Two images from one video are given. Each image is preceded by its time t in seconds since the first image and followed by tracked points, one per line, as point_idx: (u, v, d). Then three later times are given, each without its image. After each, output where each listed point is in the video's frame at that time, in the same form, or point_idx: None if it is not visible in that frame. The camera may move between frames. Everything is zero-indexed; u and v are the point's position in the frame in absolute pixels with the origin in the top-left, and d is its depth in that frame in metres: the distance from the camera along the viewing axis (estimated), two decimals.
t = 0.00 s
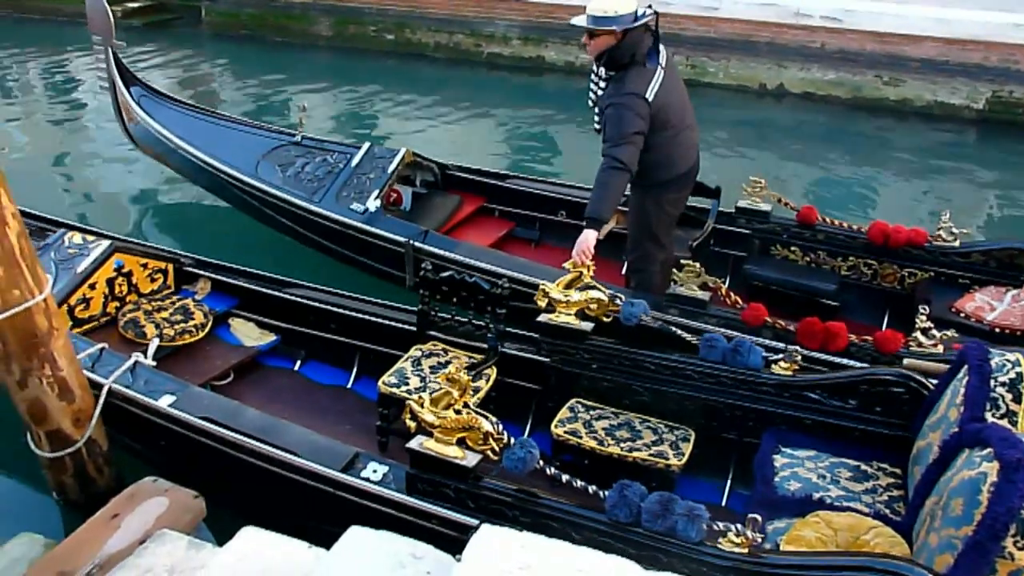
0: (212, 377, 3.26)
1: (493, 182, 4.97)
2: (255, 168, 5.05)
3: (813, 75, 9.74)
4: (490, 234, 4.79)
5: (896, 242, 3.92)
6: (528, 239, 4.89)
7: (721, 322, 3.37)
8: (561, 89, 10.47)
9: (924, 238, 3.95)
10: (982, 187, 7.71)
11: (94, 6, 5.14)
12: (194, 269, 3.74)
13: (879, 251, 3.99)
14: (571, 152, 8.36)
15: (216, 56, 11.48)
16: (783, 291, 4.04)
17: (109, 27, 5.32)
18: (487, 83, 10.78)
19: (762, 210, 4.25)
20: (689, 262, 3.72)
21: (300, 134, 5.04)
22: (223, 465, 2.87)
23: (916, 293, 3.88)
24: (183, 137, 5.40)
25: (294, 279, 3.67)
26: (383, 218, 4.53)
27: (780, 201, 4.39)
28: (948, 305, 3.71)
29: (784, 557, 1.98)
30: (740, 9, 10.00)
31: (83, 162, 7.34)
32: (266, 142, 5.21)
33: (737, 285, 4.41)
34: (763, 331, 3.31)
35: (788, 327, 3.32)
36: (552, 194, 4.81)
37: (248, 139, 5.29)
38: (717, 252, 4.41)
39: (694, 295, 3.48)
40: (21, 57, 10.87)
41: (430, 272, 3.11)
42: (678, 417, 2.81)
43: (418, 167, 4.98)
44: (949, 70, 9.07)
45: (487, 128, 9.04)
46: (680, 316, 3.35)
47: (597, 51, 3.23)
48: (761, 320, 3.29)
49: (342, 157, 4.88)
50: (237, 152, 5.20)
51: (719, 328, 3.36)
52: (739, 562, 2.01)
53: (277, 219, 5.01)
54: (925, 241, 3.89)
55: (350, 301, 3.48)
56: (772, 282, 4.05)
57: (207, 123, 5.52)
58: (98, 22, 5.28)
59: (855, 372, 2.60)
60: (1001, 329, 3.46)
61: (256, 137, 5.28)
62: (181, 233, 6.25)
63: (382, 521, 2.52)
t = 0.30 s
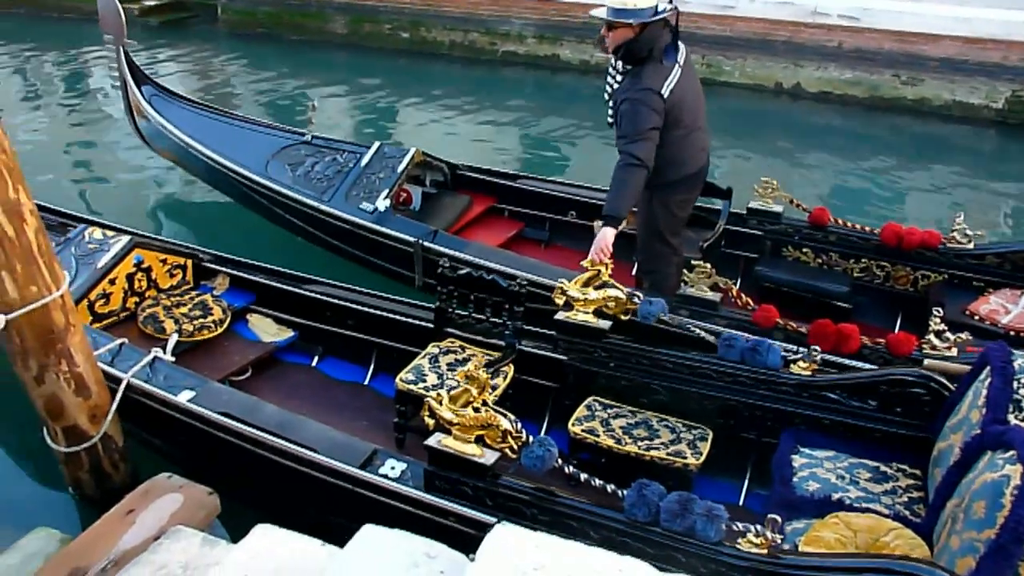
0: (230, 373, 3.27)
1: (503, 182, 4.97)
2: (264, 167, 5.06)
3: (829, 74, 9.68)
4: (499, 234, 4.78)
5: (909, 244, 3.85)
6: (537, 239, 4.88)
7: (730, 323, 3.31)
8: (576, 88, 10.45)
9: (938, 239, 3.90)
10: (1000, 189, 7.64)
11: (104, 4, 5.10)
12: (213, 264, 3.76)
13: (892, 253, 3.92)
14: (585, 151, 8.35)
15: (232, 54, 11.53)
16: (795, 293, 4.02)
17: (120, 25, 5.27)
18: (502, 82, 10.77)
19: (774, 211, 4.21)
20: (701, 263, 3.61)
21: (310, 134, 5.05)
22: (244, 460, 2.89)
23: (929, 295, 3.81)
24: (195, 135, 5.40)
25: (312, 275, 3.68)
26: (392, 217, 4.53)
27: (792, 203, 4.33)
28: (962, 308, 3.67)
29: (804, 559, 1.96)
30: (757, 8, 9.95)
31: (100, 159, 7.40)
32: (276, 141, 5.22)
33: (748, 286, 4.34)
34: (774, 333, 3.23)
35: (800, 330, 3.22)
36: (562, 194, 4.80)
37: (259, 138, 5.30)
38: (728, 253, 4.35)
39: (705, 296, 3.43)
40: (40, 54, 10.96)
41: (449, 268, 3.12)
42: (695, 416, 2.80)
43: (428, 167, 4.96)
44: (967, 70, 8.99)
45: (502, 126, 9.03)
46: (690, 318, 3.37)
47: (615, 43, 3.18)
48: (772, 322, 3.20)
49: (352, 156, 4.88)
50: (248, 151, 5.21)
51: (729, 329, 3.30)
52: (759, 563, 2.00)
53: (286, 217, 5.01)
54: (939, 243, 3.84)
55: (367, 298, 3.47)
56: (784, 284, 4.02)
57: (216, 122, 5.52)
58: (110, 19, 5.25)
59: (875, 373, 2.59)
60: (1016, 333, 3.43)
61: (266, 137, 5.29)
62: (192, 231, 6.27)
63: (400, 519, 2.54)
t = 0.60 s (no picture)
0: (247, 379, 3.28)
1: (513, 193, 4.97)
2: (275, 175, 5.07)
3: (847, 86, 9.64)
4: (510, 244, 4.78)
5: (923, 259, 3.79)
6: (547, 250, 4.88)
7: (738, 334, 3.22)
8: (592, 98, 10.44)
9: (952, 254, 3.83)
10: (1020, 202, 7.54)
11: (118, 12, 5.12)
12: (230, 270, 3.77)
13: (906, 268, 3.85)
14: (600, 160, 8.34)
15: (251, 61, 11.61)
16: (808, 308, 3.98)
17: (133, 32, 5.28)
18: (518, 90, 10.78)
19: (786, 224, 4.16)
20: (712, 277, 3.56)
21: (321, 143, 5.07)
22: (260, 466, 2.90)
23: (943, 311, 3.74)
24: (206, 143, 5.41)
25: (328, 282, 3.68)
26: (402, 227, 4.54)
27: (804, 216, 4.26)
28: (976, 324, 3.57)
29: None
30: (775, 19, 9.91)
31: (119, 162, 7.45)
32: (288, 149, 5.24)
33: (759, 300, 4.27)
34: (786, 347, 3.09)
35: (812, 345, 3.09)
36: (571, 205, 4.79)
37: (269, 146, 5.30)
38: (740, 267, 4.29)
39: (715, 309, 3.31)
40: (61, 58, 11.08)
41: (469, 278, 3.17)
42: (714, 427, 2.78)
43: (439, 177, 4.97)
44: (988, 82, 8.92)
45: (518, 134, 9.04)
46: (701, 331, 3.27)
47: (637, 49, 3.18)
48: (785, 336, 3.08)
49: (363, 165, 4.90)
50: (259, 159, 5.22)
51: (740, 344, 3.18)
52: None
53: (297, 225, 5.02)
54: (953, 258, 3.77)
55: (380, 304, 3.48)
56: (797, 298, 3.99)
57: (225, 129, 5.52)
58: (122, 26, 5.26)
59: (896, 386, 2.54)
60: None
61: (277, 145, 5.29)
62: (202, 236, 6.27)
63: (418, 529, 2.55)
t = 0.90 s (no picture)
0: (264, 387, 3.28)
1: (525, 204, 4.96)
2: (286, 184, 5.08)
3: (866, 96, 9.61)
4: (522, 253, 4.79)
5: (937, 273, 3.72)
6: (558, 260, 4.87)
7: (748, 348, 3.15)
8: (608, 106, 10.44)
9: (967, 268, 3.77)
10: None
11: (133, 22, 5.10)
12: (250, 277, 3.78)
13: (920, 282, 3.79)
14: (616, 169, 8.34)
15: (270, 68, 11.70)
16: (819, 321, 3.90)
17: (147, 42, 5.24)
18: (535, 99, 10.80)
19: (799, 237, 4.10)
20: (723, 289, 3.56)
21: (332, 151, 5.08)
22: (277, 471, 2.90)
23: (957, 325, 3.67)
24: (218, 150, 5.42)
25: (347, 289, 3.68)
26: (412, 236, 4.54)
27: (817, 228, 4.22)
28: (992, 338, 3.54)
29: None
30: (793, 29, 9.86)
31: (138, 168, 7.51)
32: (299, 158, 5.24)
33: (771, 313, 4.23)
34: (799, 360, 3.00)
35: (824, 358, 3.03)
36: (581, 216, 4.78)
37: (280, 155, 5.30)
38: (752, 278, 4.25)
39: (727, 321, 3.27)
40: (83, 64, 11.21)
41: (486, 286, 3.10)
42: (732, 438, 2.77)
43: (450, 187, 4.97)
44: (1009, 93, 8.83)
45: (534, 143, 9.05)
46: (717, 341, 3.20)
47: (657, 55, 3.18)
48: (797, 350, 2.97)
49: (373, 174, 4.89)
50: (271, 167, 5.22)
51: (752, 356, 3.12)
52: None
53: (309, 233, 5.03)
54: (969, 271, 3.71)
55: (398, 311, 3.48)
56: (810, 311, 3.91)
57: (237, 137, 5.53)
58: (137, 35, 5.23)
59: (918, 398, 2.51)
60: None
61: (287, 153, 5.29)
62: (216, 243, 6.26)
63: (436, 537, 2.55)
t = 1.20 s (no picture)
0: (284, 392, 3.31)
1: (536, 212, 4.94)
2: (296, 191, 5.08)
3: (885, 104, 9.55)
4: (532, 261, 4.77)
5: (951, 284, 3.66)
6: (568, 268, 4.85)
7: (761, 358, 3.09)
8: (625, 114, 10.44)
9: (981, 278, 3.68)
10: None
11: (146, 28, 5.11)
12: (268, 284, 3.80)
13: (934, 292, 3.73)
14: (633, 176, 8.32)
15: (288, 74, 11.77)
16: (832, 331, 3.88)
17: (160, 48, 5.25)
18: (551, 106, 10.80)
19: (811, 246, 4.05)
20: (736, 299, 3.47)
21: (343, 159, 5.13)
22: (294, 477, 2.91)
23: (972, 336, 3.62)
24: (230, 157, 5.43)
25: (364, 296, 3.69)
26: (422, 243, 4.53)
27: (830, 238, 4.17)
28: (1007, 350, 3.47)
29: None
30: (813, 37, 9.82)
31: (157, 173, 7.58)
32: (310, 165, 5.28)
33: (784, 324, 4.16)
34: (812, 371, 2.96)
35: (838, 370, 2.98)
36: (593, 224, 4.76)
37: (293, 162, 5.34)
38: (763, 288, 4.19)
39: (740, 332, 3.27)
40: (104, 70, 11.33)
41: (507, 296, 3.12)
42: (751, 450, 2.75)
43: (460, 195, 4.99)
44: None
45: (550, 150, 9.04)
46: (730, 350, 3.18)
47: (674, 63, 3.17)
48: (811, 361, 2.93)
49: (384, 182, 4.93)
50: (281, 174, 5.24)
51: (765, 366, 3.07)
52: None
53: (317, 240, 5.03)
54: (983, 282, 3.63)
55: (415, 318, 3.49)
56: (822, 321, 3.89)
57: (249, 144, 5.57)
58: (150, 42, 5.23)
59: (940, 412, 2.47)
60: None
61: (300, 161, 5.33)
62: (232, 248, 6.29)
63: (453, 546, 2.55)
